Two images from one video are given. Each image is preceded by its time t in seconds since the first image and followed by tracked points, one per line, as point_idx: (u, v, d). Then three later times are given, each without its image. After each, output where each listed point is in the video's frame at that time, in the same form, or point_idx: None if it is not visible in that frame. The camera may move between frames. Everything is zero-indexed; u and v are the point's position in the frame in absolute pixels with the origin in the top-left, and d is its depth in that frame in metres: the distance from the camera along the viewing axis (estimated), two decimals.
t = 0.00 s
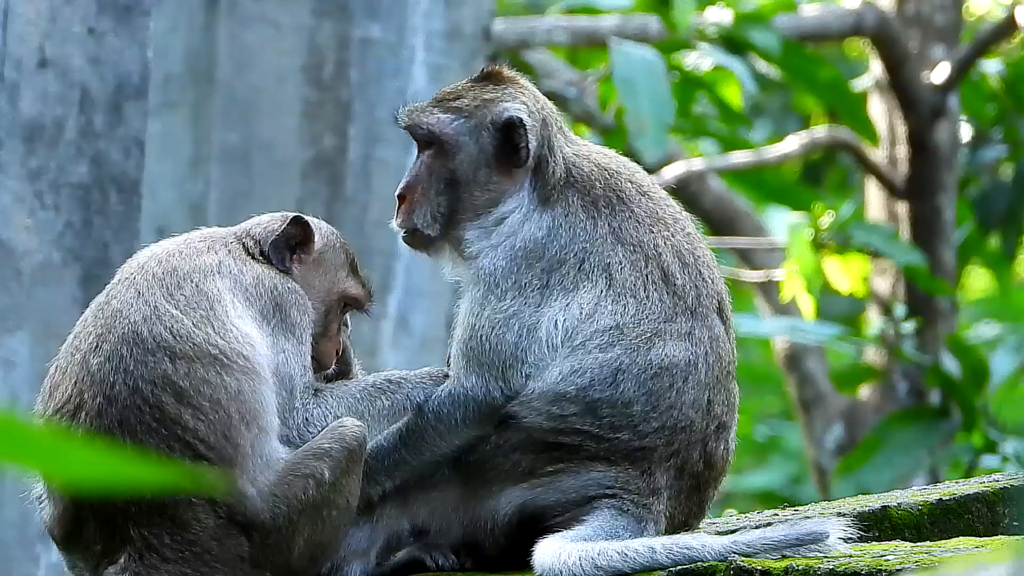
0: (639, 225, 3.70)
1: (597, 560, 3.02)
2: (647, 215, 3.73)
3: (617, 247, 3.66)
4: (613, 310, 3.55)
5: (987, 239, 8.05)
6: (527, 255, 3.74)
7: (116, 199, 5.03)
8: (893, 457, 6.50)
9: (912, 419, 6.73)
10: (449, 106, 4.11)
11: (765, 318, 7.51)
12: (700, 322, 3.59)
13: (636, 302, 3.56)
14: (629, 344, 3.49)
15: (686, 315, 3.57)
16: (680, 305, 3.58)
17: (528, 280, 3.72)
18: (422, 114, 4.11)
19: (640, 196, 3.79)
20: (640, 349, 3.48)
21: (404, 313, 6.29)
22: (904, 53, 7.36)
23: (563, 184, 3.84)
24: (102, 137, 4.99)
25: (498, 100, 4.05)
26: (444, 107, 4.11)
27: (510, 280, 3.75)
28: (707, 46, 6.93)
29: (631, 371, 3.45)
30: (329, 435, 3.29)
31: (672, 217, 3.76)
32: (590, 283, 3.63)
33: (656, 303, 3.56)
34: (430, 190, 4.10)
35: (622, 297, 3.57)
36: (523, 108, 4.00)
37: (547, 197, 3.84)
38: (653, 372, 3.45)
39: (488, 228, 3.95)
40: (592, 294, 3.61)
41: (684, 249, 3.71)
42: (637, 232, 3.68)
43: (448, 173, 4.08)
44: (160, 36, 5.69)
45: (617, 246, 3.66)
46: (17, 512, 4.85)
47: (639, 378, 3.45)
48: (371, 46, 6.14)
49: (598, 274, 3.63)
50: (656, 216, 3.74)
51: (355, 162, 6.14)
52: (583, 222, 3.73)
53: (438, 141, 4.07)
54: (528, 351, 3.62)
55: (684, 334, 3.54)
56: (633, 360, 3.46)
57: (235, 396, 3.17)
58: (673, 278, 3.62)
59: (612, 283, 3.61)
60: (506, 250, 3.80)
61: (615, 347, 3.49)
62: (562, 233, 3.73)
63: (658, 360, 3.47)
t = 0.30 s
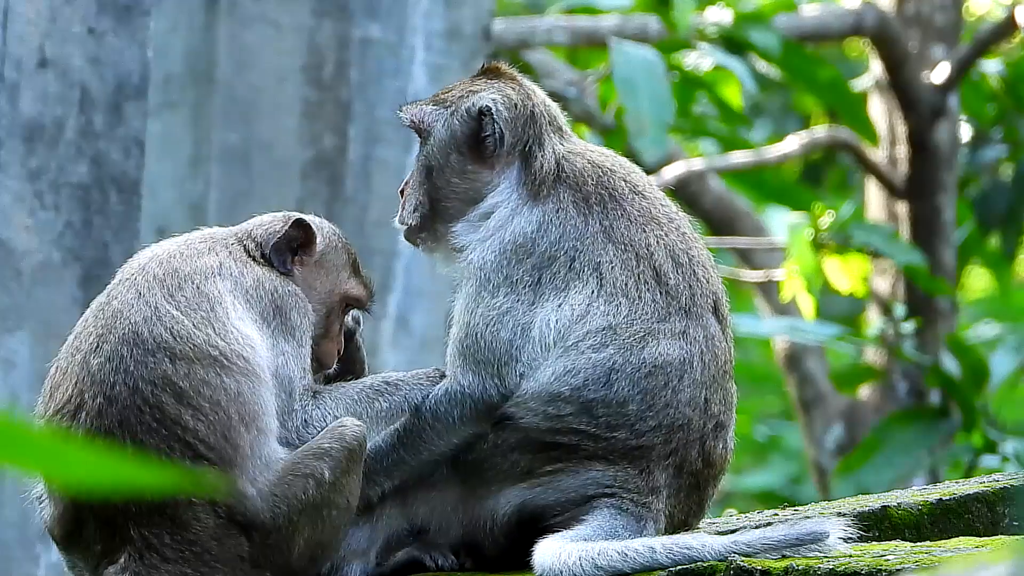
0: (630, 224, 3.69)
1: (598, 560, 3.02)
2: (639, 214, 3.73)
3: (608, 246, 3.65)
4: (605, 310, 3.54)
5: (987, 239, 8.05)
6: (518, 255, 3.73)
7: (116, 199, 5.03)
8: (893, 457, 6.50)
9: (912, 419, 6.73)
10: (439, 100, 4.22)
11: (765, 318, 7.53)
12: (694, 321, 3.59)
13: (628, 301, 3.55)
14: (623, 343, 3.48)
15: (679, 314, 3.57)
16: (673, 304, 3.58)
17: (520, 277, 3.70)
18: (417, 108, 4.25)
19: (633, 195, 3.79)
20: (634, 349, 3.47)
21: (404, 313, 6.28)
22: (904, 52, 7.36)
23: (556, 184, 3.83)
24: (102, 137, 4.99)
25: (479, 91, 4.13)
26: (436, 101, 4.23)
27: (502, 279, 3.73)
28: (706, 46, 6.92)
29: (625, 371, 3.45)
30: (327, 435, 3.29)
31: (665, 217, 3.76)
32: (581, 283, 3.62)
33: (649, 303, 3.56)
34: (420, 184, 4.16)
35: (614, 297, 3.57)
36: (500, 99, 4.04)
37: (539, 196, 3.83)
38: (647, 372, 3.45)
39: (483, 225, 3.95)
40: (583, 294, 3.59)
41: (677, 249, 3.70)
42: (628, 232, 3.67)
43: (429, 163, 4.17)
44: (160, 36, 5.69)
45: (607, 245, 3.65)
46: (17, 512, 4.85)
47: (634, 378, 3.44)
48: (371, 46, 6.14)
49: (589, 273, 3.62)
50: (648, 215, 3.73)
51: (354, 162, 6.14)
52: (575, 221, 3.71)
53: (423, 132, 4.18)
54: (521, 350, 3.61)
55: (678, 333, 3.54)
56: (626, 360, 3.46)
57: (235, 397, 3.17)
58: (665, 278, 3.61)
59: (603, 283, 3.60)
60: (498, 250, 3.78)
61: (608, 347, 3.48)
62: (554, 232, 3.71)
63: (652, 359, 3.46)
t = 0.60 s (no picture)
0: (629, 224, 3.69)
1: (598, 560, 3.02)
2: (638, 214, 3.72)
3: (605, 245, 3.65)
4: (603, 310, 3.54)
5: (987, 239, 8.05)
6: (515, 251, 3.71)
7: (116, 199, 5.03)
8: (893, 457, 6.50)
9: (911, 419, 6.73)
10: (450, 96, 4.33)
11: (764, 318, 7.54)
12: (692, 322, 3.58)
13: (626, 301, 3.55)
14: (621, 344, 3.48)
15: (677, 314, 3.56)
16: (672, 305, 3.57)
17: (517, 273, 3.68)
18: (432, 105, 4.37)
19: (632, 195, 3.78)
20: (632, 349, 3.47)
21: (404, 313, 6.27)
22: (904, 52, 7.36)
23: (554, 182, 3.83)
24: (102, 137, 4.99)
25: (478, 86, 4.20)
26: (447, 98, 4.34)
27: (499, 275, 3.71)
28: (707, 46, 6.93)
29: (623, 372, 3.44)
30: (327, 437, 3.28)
31: (664, 217, 3.75)
32: (578, 282, 3.62)
33: (647, 304, 3.55)
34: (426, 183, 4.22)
35: (611, 297, 3.57)
36: (493, 94, 4.10)
37: (537, 194, 3.82)
38: (646, 372, 3.44)
39: (481, 222, 3.95)
40: (580, 294, 3.59)
41: (676, 249, 3.70)
42: (626, 232, 3.67)
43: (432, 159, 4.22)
44: (160, 35, 5.70)
45: (605, 244, 3.65)
46: (17, 512, 4.85)
47: (632, 378, 3.44)
48: (371, 45, 6.14)
49: (586, 272, 3.62)
50: (647, 215, 3.73)
51: (354, 162, 6.14)
52: (573, 219, 3.71)
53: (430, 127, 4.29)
54: (520, 348, 3.60)
55: (676, 334, 3.53)
56: (625, 361, 3.45)
57: (236, 398, 3.18)
58: (663, 278, 3.61)
59: (600, 283, 3.60)
60: (495, 246, 3.76)
61: (607, 347, 3.47)
62: (552, 230, 3.70)
63: (651, 359, 3.46)
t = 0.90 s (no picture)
0: (617, 221, 3.68)
1: (598, 560, 3.01)
2: (628, 211, 3.72)
3: (593, 242, 3.65)
4: (592, 309, 3.54)
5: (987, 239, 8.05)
6: (505, 248, 3.71)
7: (116, 199, 5.03)
8: (893, 457, 6.51)
9: (911, 419, 6.74)
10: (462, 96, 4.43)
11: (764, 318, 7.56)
12: (684, 319, 3.57)
13: (615, 300, 3.55)
14: (612, 344, 3.47)
15: (668, 313, 3.55)
16: (662, 303, 3.56)
17: (506, 267, 3.68)
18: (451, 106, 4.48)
19: (623, 192, 3.78)
20: (624, 349, 3.46)
21: (405, 313, 6.27)
22: (904, 52, 7.36)
23: (545, 180, 3.83)
24: (102, 137, 4.98)
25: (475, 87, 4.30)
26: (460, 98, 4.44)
27: (488, 268, 3.71)
28: (707, 46, 6.93)
29: (615, 372, 3.44)
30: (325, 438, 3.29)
31: (654, 214, 3.74)
32: (566, 280, 3.61)
33: (637, 303, 3.55)
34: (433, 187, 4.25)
35: (601, 295, 3.56)
36: (481, 93, 4.19)
37: (528, 190, 3.83)
38: (638, 372, 3.44)
39: (473, 215, 3.97)
40: (568, 293, 3.59)
41: (666, 247, 3.69)
42: (615, 229, 3.67)
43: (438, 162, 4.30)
44: (161, 35, 5.71)
45: (593, 241, 3.65)
46: (17, 511, 4.86)
47: (624, 379, 3.44)
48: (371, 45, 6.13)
49: (574, 271, 3.62)
50: (636, 212, 3.72)
51: (354, 162, 6.14)
52: (562, 216, 3.70)
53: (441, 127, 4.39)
54: (513, 347, 3.61)
55: (668, 332, 3.52)
56: (617, 361, 3.44)
57: (236, 398, 3.19)
58: (652, 275, 3.60)
59: (589, 282, 3.59)
60: (484, 242, 3.76)
61: (598, 348, 3.46)
62: (541, 225, 3.70)
63: (643, 358, 3.45)
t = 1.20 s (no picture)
0: (612, 219, 3.67)
1: (598, 560, 3.01)
2: (623, 210, 3.70)
3: (588, 241, 3.64)
4: (588, 309, 3.53)
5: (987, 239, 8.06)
6: (501, 246, 3.71)
7: (116, 199, 5.03)
8: (893, 457, 6.51)
9: (912, 419, 6.74)
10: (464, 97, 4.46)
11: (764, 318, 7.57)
12: (679, 319, 3.55)
13: (610, 300, 3.53)
14: (608, 344, 3.46)
15: (664, 312, 3.54)
16: (658, 302, 3.55)
17: (501, 263, 3.69)
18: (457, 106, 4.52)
19: (619, 190, 3.76)
20: (619, 349, 3.45)
21: (405, 313, 6.27)
22: (904, 52, 7.36)
23: (541, 177, 3.82)
24: (102, 137, 4.98)
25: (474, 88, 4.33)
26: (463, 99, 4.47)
27: (483, 265, 3.71)
28: (707, 46, 6.93)
29: (612, 373, 3.43)
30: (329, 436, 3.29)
31: (650, 213, 3.72)
32: (560, 280, 3.61)
33: (632, 302, 3.53)
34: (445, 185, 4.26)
35: (595, 295, 3.55)
36: (479, 94, 4.24)
37: (524, 187, 3.83)
38: (634, 371, 3.43)
39: (471, 211, 3.98)
40: (563, 292, 3.58)
41: (661, 246, 3.67)
42: (609, 228, 3.65)
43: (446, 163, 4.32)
44: (160, 36, 5.67)
45: (588, 240, 3.64)
46: (17, 511, 4.85)
47: (621, 379, 3.43)
48: (371, 45, 6.15)
49: (569, 270, 3.61)
50: (632, 211, 3.71)
51: (354, 162, 6.14)
52: (558, 214, 3.69)
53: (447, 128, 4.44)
54: (510, 345, 3.62)
55: (663, 331, 3.51)
56: (612, 361, 3.43)
57: (232, 399, 3.21)
58: (646, 274, 3.59)
59: (584, 282, 3.58)
60: (481, 240, 3.76)
61: (594, 348, 3.45)
62: (536, 221, 3.70)
63: (639, 358, 3.44)
